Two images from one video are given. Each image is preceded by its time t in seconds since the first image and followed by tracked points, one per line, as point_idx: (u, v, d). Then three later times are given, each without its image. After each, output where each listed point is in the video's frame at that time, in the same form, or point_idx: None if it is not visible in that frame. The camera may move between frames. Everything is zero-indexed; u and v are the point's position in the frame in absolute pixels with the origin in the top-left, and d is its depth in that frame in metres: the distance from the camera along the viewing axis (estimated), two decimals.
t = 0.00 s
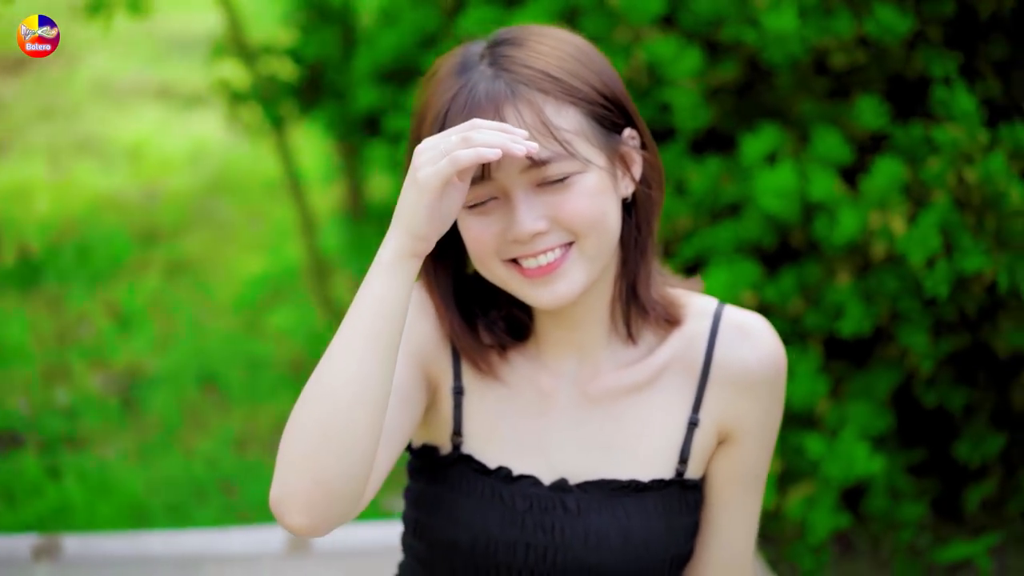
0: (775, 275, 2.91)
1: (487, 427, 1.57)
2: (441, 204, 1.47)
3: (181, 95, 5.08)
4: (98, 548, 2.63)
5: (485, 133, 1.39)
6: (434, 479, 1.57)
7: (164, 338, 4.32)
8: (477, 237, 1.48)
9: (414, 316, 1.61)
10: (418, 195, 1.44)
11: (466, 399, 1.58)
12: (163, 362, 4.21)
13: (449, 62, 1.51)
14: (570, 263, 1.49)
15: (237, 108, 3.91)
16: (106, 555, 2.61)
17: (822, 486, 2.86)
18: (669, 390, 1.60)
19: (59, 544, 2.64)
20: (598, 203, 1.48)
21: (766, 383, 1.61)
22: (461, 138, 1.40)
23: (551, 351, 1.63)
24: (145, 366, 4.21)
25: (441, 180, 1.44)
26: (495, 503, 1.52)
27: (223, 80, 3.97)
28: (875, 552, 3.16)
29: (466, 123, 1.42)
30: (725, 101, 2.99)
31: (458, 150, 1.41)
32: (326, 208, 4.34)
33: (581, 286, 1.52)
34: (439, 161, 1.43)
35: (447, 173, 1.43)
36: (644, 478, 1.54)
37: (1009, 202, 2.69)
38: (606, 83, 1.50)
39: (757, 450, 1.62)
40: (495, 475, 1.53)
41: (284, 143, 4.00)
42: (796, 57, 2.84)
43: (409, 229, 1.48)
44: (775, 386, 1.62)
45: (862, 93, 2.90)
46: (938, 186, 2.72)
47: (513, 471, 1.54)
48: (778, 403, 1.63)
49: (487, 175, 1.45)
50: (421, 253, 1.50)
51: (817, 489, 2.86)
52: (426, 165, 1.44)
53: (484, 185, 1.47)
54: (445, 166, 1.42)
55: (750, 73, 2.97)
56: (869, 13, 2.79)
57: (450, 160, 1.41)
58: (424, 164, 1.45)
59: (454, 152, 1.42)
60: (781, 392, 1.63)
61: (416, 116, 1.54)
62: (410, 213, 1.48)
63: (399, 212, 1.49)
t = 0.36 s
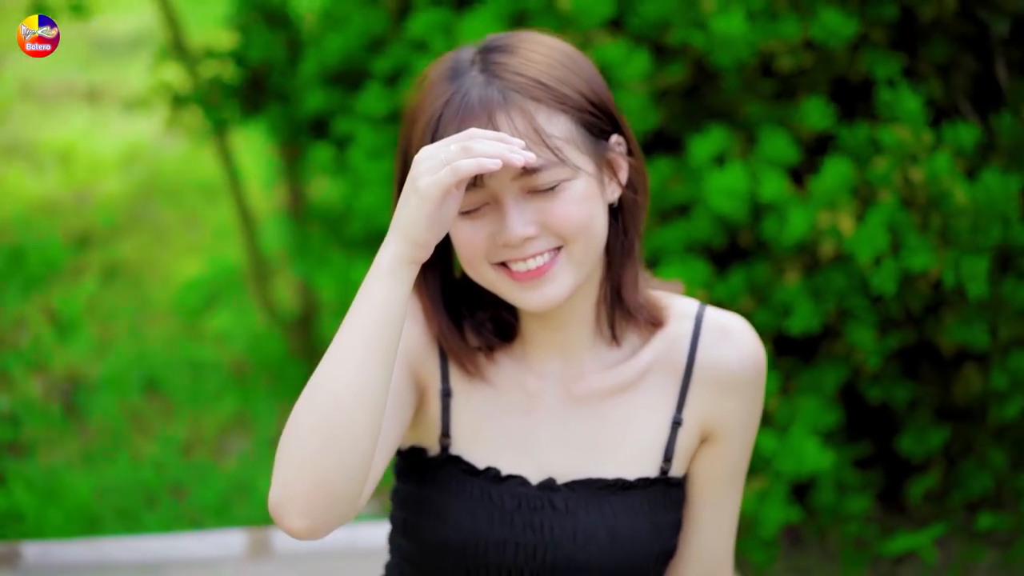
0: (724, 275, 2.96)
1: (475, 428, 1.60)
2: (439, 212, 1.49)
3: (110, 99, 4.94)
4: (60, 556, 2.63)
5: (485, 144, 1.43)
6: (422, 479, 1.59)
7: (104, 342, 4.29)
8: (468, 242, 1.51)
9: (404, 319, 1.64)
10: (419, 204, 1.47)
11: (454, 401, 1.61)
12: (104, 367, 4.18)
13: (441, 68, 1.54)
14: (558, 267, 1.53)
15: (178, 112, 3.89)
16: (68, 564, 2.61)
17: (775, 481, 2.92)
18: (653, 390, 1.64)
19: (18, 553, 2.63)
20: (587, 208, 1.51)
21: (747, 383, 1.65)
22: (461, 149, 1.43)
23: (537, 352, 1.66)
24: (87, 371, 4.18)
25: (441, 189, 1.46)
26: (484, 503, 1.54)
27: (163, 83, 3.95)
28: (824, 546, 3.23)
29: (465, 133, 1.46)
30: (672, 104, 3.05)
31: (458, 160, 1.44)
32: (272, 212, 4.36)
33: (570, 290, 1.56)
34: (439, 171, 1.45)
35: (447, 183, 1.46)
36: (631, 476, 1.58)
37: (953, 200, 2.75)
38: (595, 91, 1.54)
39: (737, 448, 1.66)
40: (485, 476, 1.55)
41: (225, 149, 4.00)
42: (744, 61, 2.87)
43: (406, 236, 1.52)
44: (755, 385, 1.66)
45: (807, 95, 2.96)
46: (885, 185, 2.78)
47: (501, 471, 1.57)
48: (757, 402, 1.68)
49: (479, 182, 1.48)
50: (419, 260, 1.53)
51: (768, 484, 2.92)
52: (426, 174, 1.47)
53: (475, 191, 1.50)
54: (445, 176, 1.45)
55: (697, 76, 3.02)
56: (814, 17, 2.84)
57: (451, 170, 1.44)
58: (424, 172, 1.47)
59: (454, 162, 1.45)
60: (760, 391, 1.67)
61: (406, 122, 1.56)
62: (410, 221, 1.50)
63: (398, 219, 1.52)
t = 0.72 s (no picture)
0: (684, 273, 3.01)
1: (467, 428, 1.62)
2: (436, 215, 1.52)
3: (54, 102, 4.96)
4: (27, 561, 2.64)
5: (483, 148, 1.46)
6: (414, 478, 1.61)
7: (54, 345, 4.27)
8: (462, 243, 1.53)
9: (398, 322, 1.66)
10: (417, 208, 1.50)
11: (446, 401, 1.63)
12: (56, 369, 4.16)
13: (436, 70, 1.56)
14: (550, 268, 1.56)
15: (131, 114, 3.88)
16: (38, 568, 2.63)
17: (737, 475, 2.94)
18: (641, 389, 1.67)
19: None
20: (580, 210, 1.55)
21: (733, 381, 1.69)
22: (460, 153, 1.46)
23: (528, 352, 1.69)
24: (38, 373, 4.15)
25: (439, 192, 1.49)
26: (479, 501, 1.56)
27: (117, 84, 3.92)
28: (782, 539, 3.29)
29: (462, 136, 1.48)
30: (630, 104, 3.09)
31: (456, 164, 1.47)
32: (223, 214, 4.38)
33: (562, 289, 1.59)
34: (437, 175, 1.48)
35: (445, 186, 1.48)
36: (622, 472, 1.61)
37: (908, 199, 2.81)
38: (587, 94, 1.57)
39: (724, 445, 1.70)
40: (478, 474, 1.58)
41: (179, 151, 4.00)
42: (703, 61, 2.91)
43: (405, 239, 1.54)
44: (741, 383, 1.70)
45: (763, 95, 3.01)
46: (842, 184, 2.83)
47: (495, 468, 1.59)
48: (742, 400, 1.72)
49: (476, 184, 1.50)
50: (415, 263, 1.56)
51: (730, 479, 2.96)
52: (422, 178, 1.49)
53: (470, 193, 1.52)
54: (443, 180, 1.47)
55: (655, 77, 3.06)
56: (770, 18, 2.88)
57: (449, 174, 1.47)
58: (421, 176, 1.50)
59: (452, 166, 1.48)
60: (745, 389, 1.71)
61: (400, 122, 1.59)
62: (408, 224, 1.53)
63: (396, 223, 1.55)
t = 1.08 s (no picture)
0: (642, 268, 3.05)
1: (459, 420, 1.65)
2: (431, 211, 1.54)
3: None
4: None
5: (478, 144, 1.49)
6: (406, 471, 1.63)
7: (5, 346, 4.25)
8: (455, 238, 1.56)
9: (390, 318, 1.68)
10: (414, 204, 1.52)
11: (438, 395, 1.65)
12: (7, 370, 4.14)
13: (430, 66, 1.59)
14: (540, 264, 1.59)
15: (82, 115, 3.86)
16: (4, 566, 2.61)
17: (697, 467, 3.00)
18: (630, 381, 1.71)
19: None
20: (571, 206, 1.58)
21: (717, 373, 1.73)
22: (456, 149, 1.49)
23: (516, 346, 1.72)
24: None
25: (435, 188, 1.51)
26: (473, 493, 1.58)
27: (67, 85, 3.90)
28: (738, 529, 3.35)
29: (458, 131, 1.51)
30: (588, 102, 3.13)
31: (451, 160, 1.50)
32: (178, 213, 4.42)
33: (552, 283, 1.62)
34: (433, 171, 1.50)
35: (440, 181, 1.51)
36: (613, 462, 1.65)
37: (863, 195, 2.86)
38: (579, 93, 1.60)
39: (708, 435, 1.74)
40: (471, 466, 1.60)
41: (129, 151, 3.99)
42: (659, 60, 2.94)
43: (401, 235, 1.56)
44: (725, 375, 1.74)
45: (718, 93, 3.06)
46: (798, 180, 2.87)
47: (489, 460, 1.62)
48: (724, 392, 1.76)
49: (470, 179, 1.53)
50: (410, 259, 1.58)
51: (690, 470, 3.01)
52: (420, 174, 1.52)
53: (464, 188, 1.55)
54: (439, 175, 1.50)
55: (612, 76, 3.10)
56: (725, 18, 2.93)
57: (444, 170, 1.50)
58: (416, 173, 1.52)
59: (447, 162, 1.50)
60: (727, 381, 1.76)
61: (394, 118, 1.61)
62: (404, 220, 1.55)
63: (392, 220, 1.57)
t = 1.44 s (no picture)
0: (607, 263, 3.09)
1: (451, 413, 1.67)
2: (423, 205, 1.56)
3: None
4: None
5: (466, 139, 1.51)
6: (400, 465, 1.65)
7: None
8: (447, 232, 1.58)
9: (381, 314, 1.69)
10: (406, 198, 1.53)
11: (429, 390, 1.67)
12: None
13: (425, 62, 1.61)
14: (530, 259, 1.62)
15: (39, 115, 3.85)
16: None
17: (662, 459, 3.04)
18: (618, 373, 1.74)
19: None
20: (562, 203, 1.61)
21: (703, 364, 1.77)
22: (446, 145, 1.51)
23: (506, 340, 1.74)
24: None
25: (426, 183, 1.53)
26: (467, 485, 1.60)
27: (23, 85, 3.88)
28: (702, 519, 3.40)
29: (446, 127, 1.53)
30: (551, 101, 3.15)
31: (442, 155, 1.52)
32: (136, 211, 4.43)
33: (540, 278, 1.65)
34: (424, 166, 1.52)
35: (431, 176, 1.53)
36: (603, 453, 1.68)
37: (824, 190, 2.90)
38: (571, 93, 1.63)
39: (693, 425, 1.78)
40: (464, 459, 1.62)
41: (86, 152, 3.97)
42: (622, 59, 2.96)
43: (396, 229, 1.57)
44: (710, 366, 1.78)
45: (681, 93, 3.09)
46: (760, 178, 2.90)
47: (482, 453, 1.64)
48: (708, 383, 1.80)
49: (464, 173, 1.55)
50: (404, 254, 1.59)
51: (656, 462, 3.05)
52: (411, 169, 1.53)
53: (456, 183, 1.57)
54: (430, 170, 1.52)
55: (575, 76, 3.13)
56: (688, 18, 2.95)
57: (435, 165, 1.52)
58: (408, 169, 1.54)
59: (438, 157, 1.52)
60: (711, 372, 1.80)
61: (388, 114, 1.63)
62: (398, 214, 1.56)
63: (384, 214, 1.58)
